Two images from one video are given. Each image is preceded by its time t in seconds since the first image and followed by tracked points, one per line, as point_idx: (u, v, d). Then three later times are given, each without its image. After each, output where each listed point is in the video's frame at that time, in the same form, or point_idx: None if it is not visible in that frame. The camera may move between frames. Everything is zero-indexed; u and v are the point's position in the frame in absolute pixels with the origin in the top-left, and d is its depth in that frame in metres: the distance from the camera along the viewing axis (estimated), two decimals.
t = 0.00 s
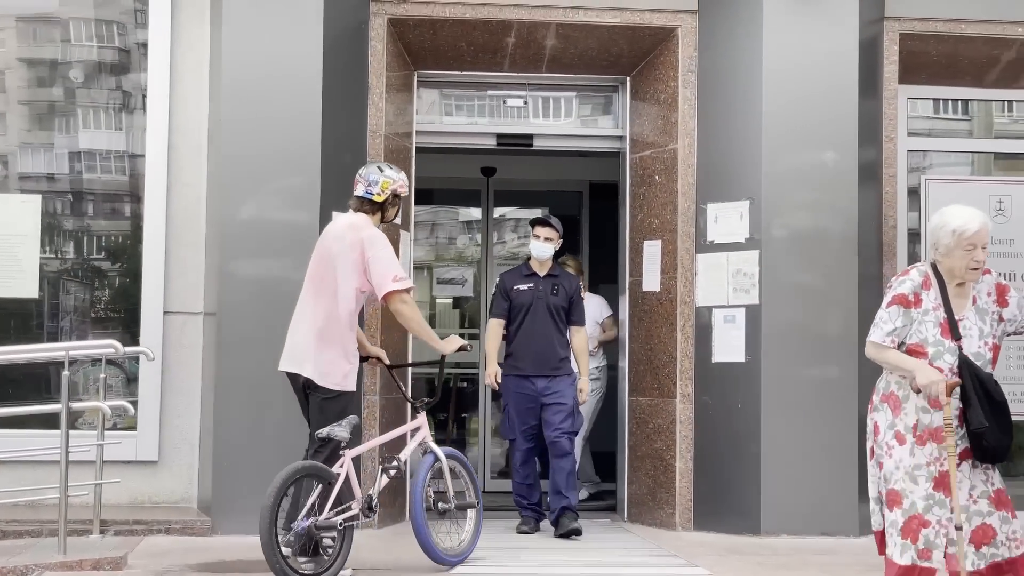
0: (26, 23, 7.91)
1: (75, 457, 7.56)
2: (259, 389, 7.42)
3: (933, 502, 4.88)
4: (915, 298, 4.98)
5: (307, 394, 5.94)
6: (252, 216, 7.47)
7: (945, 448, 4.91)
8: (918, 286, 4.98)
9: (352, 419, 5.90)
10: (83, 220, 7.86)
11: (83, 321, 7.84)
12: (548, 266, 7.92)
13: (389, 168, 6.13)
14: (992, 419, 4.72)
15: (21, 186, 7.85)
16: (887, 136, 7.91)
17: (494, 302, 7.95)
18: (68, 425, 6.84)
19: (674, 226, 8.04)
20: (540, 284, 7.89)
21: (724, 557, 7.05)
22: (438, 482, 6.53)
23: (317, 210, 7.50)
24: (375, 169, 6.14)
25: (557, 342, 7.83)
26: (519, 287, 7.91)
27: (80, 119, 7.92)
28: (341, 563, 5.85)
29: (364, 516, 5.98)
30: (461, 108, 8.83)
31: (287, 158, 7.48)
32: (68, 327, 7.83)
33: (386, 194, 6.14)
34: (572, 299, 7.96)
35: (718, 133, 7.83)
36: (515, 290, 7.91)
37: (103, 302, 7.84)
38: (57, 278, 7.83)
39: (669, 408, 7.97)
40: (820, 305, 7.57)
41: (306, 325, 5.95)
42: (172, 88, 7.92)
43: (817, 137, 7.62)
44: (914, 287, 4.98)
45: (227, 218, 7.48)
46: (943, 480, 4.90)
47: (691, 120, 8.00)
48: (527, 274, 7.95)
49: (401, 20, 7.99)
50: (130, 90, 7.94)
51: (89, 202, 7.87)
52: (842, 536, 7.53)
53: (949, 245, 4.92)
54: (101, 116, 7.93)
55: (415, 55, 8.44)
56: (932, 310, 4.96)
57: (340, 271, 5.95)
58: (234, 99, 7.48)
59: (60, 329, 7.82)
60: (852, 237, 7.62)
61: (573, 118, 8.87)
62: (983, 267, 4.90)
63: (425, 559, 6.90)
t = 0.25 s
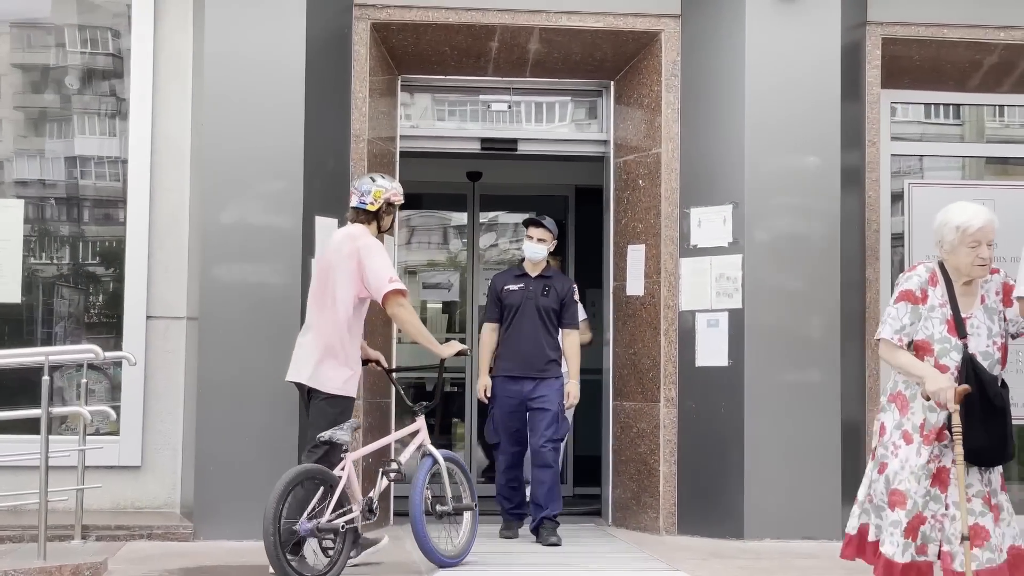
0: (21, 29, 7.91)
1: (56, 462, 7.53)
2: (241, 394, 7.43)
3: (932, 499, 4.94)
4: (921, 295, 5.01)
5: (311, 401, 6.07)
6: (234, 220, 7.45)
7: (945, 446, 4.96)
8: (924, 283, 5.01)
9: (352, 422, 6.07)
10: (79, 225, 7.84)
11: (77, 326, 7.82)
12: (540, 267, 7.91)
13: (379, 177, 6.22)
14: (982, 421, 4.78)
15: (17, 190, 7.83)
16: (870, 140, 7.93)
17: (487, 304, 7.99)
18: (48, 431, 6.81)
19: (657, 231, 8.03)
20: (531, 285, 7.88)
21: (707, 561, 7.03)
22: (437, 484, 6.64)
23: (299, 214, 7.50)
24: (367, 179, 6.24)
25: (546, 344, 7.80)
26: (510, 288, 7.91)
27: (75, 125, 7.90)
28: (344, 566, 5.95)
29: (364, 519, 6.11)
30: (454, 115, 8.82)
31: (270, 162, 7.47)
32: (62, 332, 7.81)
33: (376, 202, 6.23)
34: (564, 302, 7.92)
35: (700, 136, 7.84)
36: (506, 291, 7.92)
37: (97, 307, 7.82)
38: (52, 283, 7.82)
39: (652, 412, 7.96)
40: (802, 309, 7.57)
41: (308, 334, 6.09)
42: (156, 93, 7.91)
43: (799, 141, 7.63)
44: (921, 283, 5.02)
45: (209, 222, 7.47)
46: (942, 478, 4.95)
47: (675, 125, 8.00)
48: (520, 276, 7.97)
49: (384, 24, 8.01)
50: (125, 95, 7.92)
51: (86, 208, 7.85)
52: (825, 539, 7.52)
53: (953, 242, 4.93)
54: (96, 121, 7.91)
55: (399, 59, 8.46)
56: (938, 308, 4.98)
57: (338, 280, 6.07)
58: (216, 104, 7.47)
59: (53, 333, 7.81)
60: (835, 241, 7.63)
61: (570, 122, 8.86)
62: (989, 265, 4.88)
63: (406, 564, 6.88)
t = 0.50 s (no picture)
0: (15, 33, 7.88)
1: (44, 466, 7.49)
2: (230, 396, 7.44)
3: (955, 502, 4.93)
4: (927, 293, 5.03)
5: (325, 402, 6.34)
6: (223, 222, 7.47)
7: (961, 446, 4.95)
8: (930, 281, 5.02)
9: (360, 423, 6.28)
10: (76, 229, 7.80)
11: (72, 331, 7.78)
12: (534, 268, 7.87)
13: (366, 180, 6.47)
14: (1004, 420, 4.73)
15: (14, 194, 7.80)
16: (859, 141, 7.94)
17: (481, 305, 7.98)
18: (35, 433, 6.77)
19: (647, 232, 8.00)
20: (525, 286, 7.85)
21: (696, 562, 7.02)
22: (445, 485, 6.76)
23: (287, 216, 7.53)
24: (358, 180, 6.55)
25: (540, 344, 7.77)
26: (504, 289, 7.88)
27: (72, 128, 7.87)
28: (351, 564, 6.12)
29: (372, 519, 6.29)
30: (450, 118, 8.79)
31: (259, 164, 7.49)
32: (57, 336, 7.77)
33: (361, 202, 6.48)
34: (558, 302, 7.88)
35: (689, 137, 7.85)
36: (500, 291, 7.89)
37: (92, 311, 7.79)
38: (48, 287, 7.77)
39: (642, 413, 7.94)
40: (791, 309, 7.58)
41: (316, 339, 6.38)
42: (145, 96, 7.90)
43: (788, 142, 7.63)
44: (926, 281, 5.03)
45: (197, 225, 7.47)
46: (960, 480, 4.95)
47: (664, 126, 7.98)
48: (513, 276, 7.95)
49: (373, 26, 8.02)
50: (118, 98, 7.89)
51: (82, 212, 7.81)
52: (814, 539, 7.52)
53: (961, 241, 4.93)
54: (90, 125, 7.89)
55: (388, 61, 8.47)
56: (945, 306, 4.99)
57: (337, 283, 6.36)
58: (205, 106, 7.46)
59: (48, 337, 7.76)
60: (824, 242, 7.63)
61: (566, 123, 8.86)
62: (996, 263, 4.88)
63: (394, 565, 6.87)
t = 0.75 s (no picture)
0: (11, 33, 7.89)
1: (40, 465, 7.51)
2: (223, 395, 7.45)
3: (973, 507, 4.83)
4: (932, 295, 4.97)
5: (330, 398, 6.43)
6: (216, 221, 7.49)
7: (976, 451, 4.84)
8: (935, 282, 4.97)
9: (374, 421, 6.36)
10: (72, 229, 7.80)
11: (69, 331, 7.79)
12: (524, 264, 7.85)
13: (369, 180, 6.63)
14: (1010, 422, 4.62)
15: (10, 194, 7.81)
16: (852, 139, 7.93)
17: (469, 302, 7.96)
18: (30, 432, 6.78)
19: (641, 229, 7.99)
20: (514, 283, 7.83)
21: (689, 559, 7.02)
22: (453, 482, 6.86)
23: (279, 215, 7.55)
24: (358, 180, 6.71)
25: (529, 341, 7.75)
26: (494, 287, 7.86)
27: (68, 129, 7.87)
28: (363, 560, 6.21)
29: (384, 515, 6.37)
30: (446, 116, 8.80)
31: (251, 163, 7.51)
32: (53, 336, 7.77)
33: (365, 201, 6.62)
34: (547, 299, 7.87)
35: (681, 135, 7.85)
36: (490, 290, 7.87)
37: (88, 310, 7.79)
38: (44, 287, 7.78)
39: (636, 411, 7.93)
40: (783, 306, 7.57)
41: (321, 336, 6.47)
42: (137, 96, 7.89)
43: (781, 140, 7.62)
44: (931, 282, 4.97)
45: (191, 224, 7.48)
46: (977, 484, 4.83)
47: (657, 124, 7.97)
48: (502, 273, 7.92)
49: (365, 24, 8.02)
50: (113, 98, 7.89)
51: (80, 212, 7.81)
52: (807, 536, 7.53)
53: (965, 237, 4.89)
54: (86, 125, 7.88)
55: (382, 60, 8.49)
56: (951, 307, 4.93)
57: (341, 279, 6.46)
58: (198, 105, 7.47)
59: (45, 337, 7.78)
60: (817, 239, 7.62)
61: (563, 122, 8.85)
62: (1003, 259, 4.84)
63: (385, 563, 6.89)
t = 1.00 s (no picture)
0: None
1: None
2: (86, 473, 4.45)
3: None
4: None
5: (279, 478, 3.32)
6: (71, 182, 4.46)
7: None
8: None
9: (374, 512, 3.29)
10: None
11: None
12: (576, 253, 4.74)
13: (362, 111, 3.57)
14: None
15: None
16: None
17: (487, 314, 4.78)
18: None
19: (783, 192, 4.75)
20: (562, 285, 4.64)
21: None
22: None
23: (181, 173, 4.54)
24: (338, 114, 3.54)
25: (588, 381, 4.57)
26: (529, 291, 4.66)
27: None
28: None
29: None
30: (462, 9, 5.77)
31: (131, 86, 4.49)
32: None
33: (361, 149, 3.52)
34: (616, 310, 4.66)
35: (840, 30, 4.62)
36: (523, 296, 4.66)
37: None
38: None
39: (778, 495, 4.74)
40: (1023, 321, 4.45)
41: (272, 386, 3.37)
42: None
43: None
44: None
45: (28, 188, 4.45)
46: None
47: (811, 14, 4.74)
48: (541, 266, 4.72)
49: None
50: None
51: None
52: None
53: None
54: None
55: None
56: None
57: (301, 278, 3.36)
58: None
59: None
60: None
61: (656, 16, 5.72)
62: None
63: None
